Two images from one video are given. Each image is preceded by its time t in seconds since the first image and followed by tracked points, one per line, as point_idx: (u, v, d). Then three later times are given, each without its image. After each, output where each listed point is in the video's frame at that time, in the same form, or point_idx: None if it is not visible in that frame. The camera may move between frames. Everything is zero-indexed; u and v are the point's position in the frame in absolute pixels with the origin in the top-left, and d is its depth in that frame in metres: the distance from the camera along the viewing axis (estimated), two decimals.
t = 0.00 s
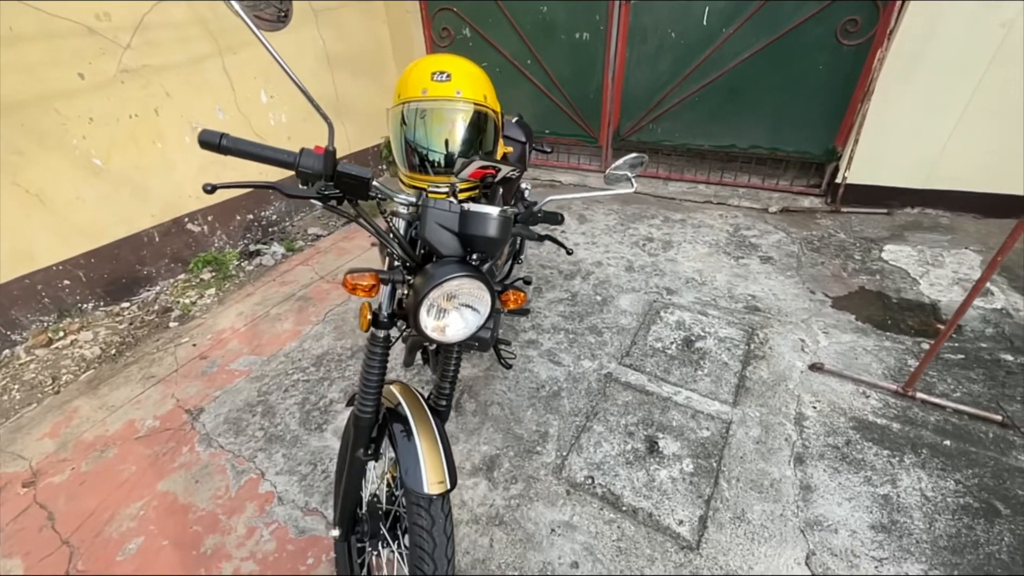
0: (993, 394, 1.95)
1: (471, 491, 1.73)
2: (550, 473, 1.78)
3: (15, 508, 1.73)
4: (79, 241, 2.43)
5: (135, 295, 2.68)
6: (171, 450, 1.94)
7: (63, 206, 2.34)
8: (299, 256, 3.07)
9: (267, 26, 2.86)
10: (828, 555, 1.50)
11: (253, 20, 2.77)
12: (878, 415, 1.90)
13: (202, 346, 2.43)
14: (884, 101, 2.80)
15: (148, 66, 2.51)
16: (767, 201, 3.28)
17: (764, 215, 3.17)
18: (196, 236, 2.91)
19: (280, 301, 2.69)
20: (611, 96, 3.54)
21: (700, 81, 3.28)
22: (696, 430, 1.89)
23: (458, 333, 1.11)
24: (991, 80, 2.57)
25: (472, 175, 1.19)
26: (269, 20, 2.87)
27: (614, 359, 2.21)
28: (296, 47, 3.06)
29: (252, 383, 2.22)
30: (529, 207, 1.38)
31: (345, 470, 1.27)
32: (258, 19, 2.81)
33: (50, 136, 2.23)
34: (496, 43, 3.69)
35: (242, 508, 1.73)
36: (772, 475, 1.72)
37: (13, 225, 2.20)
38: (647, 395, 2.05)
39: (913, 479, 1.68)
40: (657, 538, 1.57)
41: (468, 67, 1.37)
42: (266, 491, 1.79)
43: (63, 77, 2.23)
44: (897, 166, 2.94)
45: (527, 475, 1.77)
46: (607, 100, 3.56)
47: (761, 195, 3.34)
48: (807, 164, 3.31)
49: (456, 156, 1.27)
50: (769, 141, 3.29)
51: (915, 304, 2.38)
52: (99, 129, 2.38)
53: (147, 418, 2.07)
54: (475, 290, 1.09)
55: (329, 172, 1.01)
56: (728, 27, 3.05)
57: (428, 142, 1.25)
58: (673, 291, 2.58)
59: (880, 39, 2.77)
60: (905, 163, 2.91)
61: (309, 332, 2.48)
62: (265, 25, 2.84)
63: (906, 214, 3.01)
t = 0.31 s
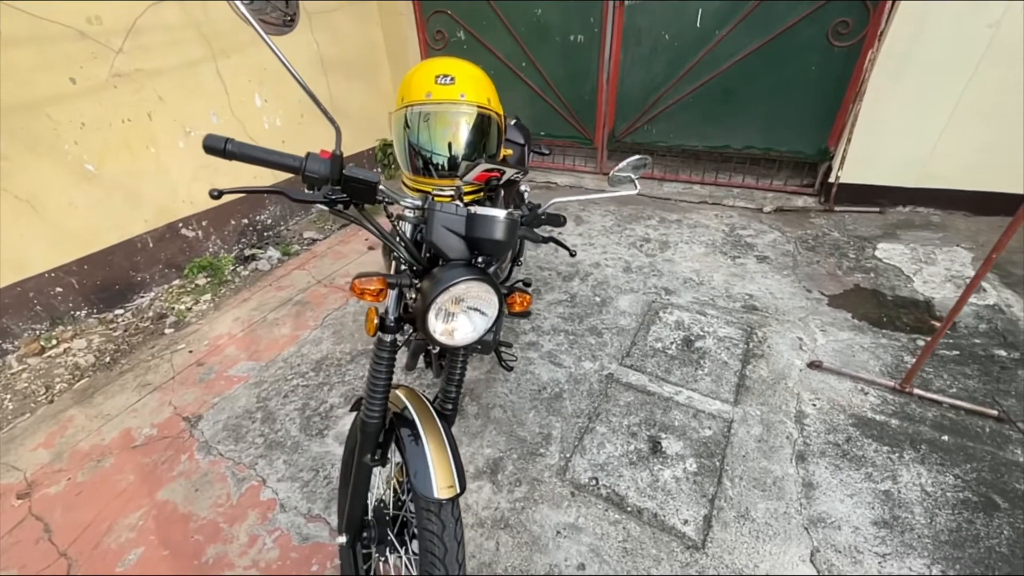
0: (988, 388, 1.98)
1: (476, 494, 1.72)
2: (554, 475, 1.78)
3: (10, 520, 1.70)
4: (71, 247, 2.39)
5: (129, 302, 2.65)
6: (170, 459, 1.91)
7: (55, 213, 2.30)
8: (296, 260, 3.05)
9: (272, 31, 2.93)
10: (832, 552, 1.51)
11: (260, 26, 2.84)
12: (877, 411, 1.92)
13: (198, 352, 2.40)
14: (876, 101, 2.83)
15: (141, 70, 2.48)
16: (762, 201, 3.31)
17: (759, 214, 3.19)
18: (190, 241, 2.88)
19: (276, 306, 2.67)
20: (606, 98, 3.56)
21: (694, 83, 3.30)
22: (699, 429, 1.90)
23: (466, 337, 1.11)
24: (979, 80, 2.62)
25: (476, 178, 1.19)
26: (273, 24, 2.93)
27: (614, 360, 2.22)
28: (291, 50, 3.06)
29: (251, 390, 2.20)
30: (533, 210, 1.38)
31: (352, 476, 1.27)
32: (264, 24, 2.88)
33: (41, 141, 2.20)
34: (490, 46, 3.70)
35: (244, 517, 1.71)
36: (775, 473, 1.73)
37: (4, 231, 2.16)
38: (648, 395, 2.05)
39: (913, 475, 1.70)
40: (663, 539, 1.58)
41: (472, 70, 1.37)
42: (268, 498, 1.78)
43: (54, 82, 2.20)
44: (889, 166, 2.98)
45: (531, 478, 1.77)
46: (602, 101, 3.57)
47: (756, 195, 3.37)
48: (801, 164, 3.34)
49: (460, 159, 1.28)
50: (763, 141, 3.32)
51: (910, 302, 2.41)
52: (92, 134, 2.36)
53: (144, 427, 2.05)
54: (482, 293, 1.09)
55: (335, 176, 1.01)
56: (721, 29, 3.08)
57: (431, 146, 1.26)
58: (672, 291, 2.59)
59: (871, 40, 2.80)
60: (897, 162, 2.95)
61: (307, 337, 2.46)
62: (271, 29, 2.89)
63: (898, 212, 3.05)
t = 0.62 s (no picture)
0: (986, 386, 2.00)
1: (481, 498, 1.71)
2: (559, 477, 1.77)
3: (7, 531, 1.67)
4: (66, 253, 2.36)
5: (124, 308, 2.62)
6: (169, 467, 1.89)
7: (49, 218, 2.27)
8: (293, 264, 3.03)
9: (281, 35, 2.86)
10: (837, 550, 1.52)
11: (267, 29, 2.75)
12: (877, 410, 1.93)
13: (196, 358, 2.37)
14: (869, 103, 2.87)
15: (137, 74, 2.46)
16: (758, 202, 3.33)
17: (756, 215, 3.21)
18: (186, 246, 2.85)
19: (275, 310, 2.65)
20: (603, 100, 3.57)
21: (690, 85, 3.33)
22: (702, 430, 1.90)
23: (476, 340, 1.11)
24: (971, 82, 2.66)
25: (484, 182, 1.19)
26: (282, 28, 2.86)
27: (616, 362, 2.22)
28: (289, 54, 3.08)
29: (251, 395, 2.18)
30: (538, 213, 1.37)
31: (361, 482, 1.26)
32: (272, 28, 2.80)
33: (36, 146, 2.17)
34: (487, 48, 3.71)
35: (247, 524, 1.69)
36: (779, 473, 1.74)
37: None
38: (651, 396, 2.06)
39: (915, 472, 1.71)
40: (669, 540, 1.58)
41: (478, 74, 1.37)
42: (270, 505, 1.76)
43: (49, 86, 2.17)
44: (882, 166, 3.01)
45: (536, 481, 1.76)
46: (599, 104, 3.59)
47: (752, 196, 3.40)
48: (796, 165, 3.37)
49: (466, 163, 1.27)
50: (759, 143, 3.34)
51: (906, 301, 2.43)
52: (87, 138, 2.33)
53: (143, 434, 2.02)
54: (493, 297, 1.09)
55: (345, 180, 1.01)
56: (717, 32, 3.10)
57: (438, 150, 1.26)
58: (671, 292, 2.60)
59: (865, 43, 2.84)
60: (891, 163, 2.98)
61: (307, 342, 2.44)
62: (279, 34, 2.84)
63: (892, 213, 3.09)
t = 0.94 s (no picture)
0: (985, 384, 2.02)
1: (486, 500, 1.71)
2: (564, 478, 1.77)
3: (7, 537, 1.65)
4: (63, 255, 2.34)
5: (123, 310, 2.60)
6: (171, 470, 1.88)
7: (47, 220, 2.25)
8: (293, 266, 3.01)
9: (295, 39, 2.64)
10: (842, 549, 1.53)
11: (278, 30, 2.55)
12: (879, 409, 1.95)
13: (197, 361, 2.36)
14: (867, 104, 2.89)
15: (135, 74, 2.44)
16: (757, 202, 3.35)
17: (754, 215, 3.23)
18: (185, 247, 2.83)
19: (276, 312, 2.64)
20: (602, 101, 3.58)
21: (689, 86, 3.34)
22: (706, 430, 1.91)
23: (486, 342, 1.11)
24: (968, 83, 2.68)
25: (492, 183, 1.19)
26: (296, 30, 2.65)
27: (619, 362, 2.22)
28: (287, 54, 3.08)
29: (252, 398, 2.17)
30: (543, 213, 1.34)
31: (369, 485, 1.25)
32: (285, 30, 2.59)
33: (33, 147, 2.15)
34: (486, 49, 3.71)
35: (251, 528, 1.68)
36: (783, 472, 1.75)
37: None
38: (654, 396, 2.06)
39: (917, 471, 1.72)
40: (675, 540, 1.58)
41: (485, 75, 1.38)
42: (274, 508, 1.75)
43: (46, 87, 2.15)
44: (880, 166, 3.04)
45: (541, 482, 1.76)
46: (598, 104, 3.59)
47: (751, 196, 3.41)
48: (794, 166, 3.40)
49: (473, 163, 1.28)
50: (758, 143, 3.36)
51: (905, 300, 2.45)
52: (85, 139, 2.31)
53: (144, 437, 2.00)
54: (502, 298, 1.09)
55: (356, 182, 1.00)
56: (715, 33, 3.12)
57: (446, 151, 1.26)
58: (673, 293, 2.60)
59: (863, 44, 2.86)
60: (889, 163, 3.01)
61: (308, 343, 2.43)
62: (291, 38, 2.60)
63: (890, 212, 3.11)
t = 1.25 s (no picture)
0: (979, 382, 2.05)
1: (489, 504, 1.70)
2: (567, 481, 1.77)
3: None
4: (55, 260, 2.31)
5: (115, 316, 2.56)
6: (167, 478, 1.85)
7: (39, 224, 2.22)
8: (288, 269, 2.99)
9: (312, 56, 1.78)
10: (844, 547, 1.54)
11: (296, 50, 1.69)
12: (876, 408, 1.97)
13: (192, 366, 2.33)
14: (858, 107, 2.94)
15: (127, 77, 2.41)
16: (751, 204, 3.38)
17: (749, 217, 3.25)
18: (179, 251, 2.80)
19: (272, 316, 2.62)
20: (597, 104, 3.60)
21: (684, 89, 3.36)
22: (706, 430, 1.92)
23: (492, 345, 1.11)
24: (956, 86, 2.73)
25: (496, 186, 1.19)
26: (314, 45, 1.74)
27: (618, 364, 2.23)
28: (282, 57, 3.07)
29: (250, 403, 2.14)
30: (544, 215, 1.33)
31: (374, 492, 1.25)
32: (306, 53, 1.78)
33: (23, 151, 2.12)
34: (481, 52, 3.71)
35: (250, 535, 1.66)
36: (783, 471, 1.76)
37: None
38: (654, 397, 2.07)
39: (915, 468, 1.75)
40: (679, 541, 1.59)
41: (489, 78, 1.38)
42: (274, 515, 1.73)
43: (37, 90, 2.12)
44: (871, 168, 3.08)
45: (543, 485, 1.76)
46: (593, 106, 3.61)
47: (745, 198, 3.44)
48: (787, 167, 3.43)
49: (477, 167, 1.28)
50: (752, 146, 3.39)
51: (899, 300, 2.48)
52: (77, 143, 2.28)
53: (139, 445, 1.97)
54: (509, 301, 1.08)
55: (363, 186, 1.00)
56: (709, 36, 3.14)
57: (449, 154, 1.26)
58: (670, 294, 2.62)
59: (854, 47, 2.90)
60: (880, 165, 3.05)
61: (305, 348, 2.41)
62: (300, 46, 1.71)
63: (882, 213, 3.15)
